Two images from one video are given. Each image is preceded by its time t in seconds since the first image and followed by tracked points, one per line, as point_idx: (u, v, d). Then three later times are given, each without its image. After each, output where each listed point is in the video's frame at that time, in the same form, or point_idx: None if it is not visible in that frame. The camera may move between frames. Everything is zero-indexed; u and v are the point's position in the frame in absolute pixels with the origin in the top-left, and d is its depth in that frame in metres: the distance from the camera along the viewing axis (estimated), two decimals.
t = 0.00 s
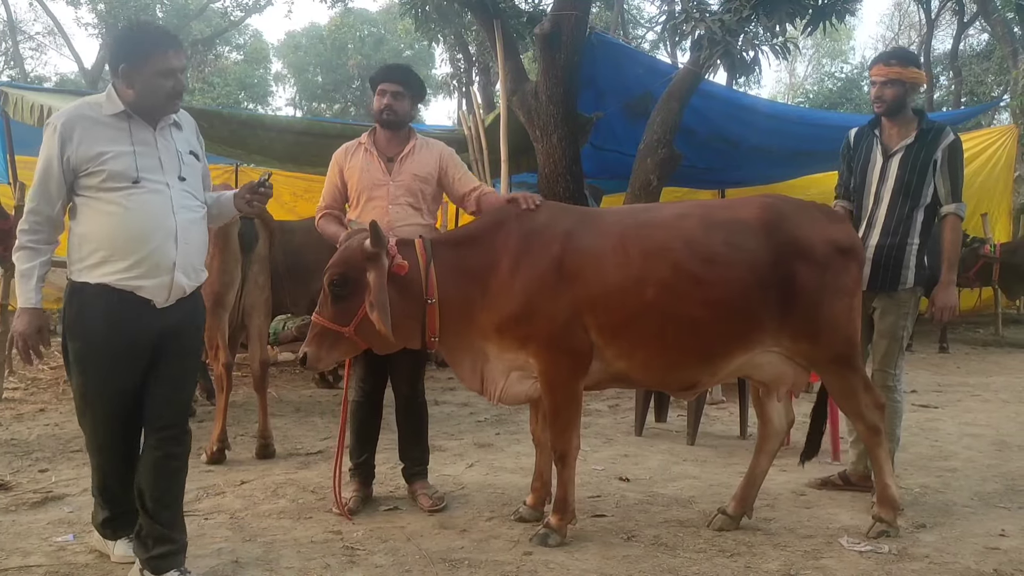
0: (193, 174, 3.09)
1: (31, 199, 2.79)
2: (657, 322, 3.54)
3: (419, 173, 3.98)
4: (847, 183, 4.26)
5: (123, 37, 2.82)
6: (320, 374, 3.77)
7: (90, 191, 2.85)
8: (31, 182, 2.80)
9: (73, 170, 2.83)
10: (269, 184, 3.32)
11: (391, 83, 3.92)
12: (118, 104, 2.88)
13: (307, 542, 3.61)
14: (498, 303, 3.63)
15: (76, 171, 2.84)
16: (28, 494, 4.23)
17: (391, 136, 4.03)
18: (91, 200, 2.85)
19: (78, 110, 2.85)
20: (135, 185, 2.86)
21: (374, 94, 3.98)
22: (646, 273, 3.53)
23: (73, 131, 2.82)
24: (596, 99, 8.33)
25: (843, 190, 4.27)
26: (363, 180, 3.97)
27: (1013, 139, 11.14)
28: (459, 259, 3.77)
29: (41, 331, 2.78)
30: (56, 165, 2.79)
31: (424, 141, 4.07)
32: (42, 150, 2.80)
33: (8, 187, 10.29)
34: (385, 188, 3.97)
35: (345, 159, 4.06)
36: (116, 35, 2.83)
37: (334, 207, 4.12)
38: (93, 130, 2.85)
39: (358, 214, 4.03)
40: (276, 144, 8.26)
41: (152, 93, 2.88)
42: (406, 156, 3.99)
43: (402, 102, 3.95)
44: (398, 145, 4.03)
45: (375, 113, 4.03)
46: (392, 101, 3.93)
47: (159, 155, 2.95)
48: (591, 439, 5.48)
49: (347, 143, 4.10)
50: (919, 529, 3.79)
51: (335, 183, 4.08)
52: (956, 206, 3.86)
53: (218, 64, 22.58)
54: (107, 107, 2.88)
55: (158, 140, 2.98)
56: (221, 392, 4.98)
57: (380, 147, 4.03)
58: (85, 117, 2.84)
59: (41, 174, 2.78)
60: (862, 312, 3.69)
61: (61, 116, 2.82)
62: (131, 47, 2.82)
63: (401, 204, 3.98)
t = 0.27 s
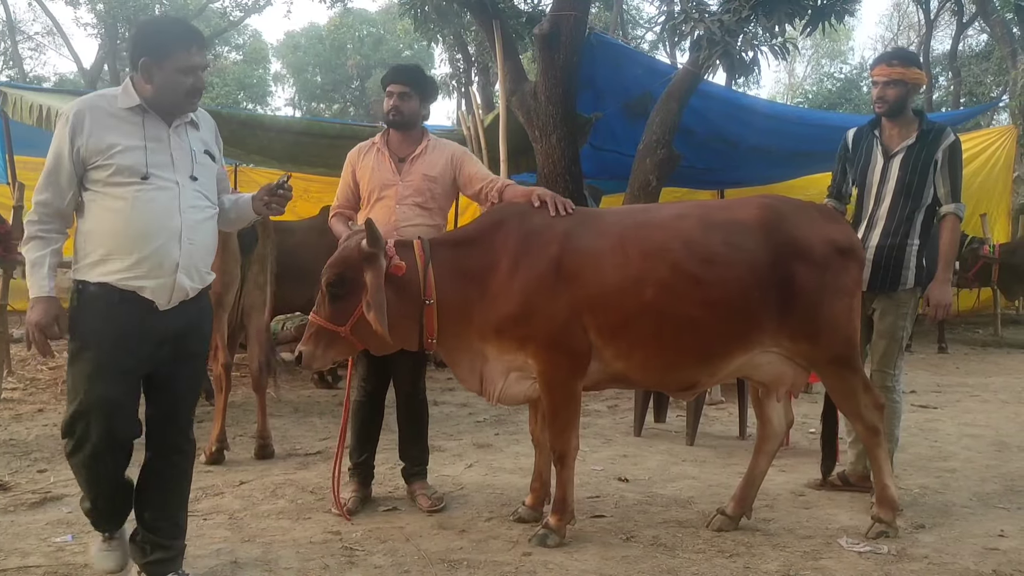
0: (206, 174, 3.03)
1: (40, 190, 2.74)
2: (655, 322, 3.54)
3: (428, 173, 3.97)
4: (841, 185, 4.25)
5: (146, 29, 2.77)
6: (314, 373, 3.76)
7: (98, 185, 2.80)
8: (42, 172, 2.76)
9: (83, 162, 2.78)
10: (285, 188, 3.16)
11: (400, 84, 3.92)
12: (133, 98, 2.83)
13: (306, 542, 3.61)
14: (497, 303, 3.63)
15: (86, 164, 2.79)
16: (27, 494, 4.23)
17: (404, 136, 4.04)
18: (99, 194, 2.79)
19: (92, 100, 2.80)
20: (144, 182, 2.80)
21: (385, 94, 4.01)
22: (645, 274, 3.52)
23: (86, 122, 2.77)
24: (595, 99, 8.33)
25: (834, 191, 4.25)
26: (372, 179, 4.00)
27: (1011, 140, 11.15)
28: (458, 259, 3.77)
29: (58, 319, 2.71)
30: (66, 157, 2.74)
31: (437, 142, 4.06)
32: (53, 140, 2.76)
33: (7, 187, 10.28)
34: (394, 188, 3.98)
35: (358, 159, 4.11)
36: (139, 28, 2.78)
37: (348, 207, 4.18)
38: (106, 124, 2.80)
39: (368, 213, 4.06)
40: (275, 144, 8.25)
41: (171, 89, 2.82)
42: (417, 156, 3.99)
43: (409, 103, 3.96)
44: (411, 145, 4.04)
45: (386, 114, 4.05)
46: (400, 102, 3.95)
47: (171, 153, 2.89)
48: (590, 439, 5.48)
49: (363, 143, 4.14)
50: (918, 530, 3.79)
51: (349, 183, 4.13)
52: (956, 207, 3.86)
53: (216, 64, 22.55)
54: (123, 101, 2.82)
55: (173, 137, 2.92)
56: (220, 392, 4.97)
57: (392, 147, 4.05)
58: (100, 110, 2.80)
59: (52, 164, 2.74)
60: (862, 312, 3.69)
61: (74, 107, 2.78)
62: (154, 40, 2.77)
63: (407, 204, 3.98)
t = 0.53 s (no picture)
0: (207, 173, 3.01)
1: (39, 190, 2.67)
2: (654, 322, 3.54)
3: (441, 174, 3.99)
4: (839, 183, 4.23)
5: (147, 23, 2.73)
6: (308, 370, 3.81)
7: (99, 186, 2.75)
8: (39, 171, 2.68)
9: (83, 162, 2.73)
10: (290, 190, 3.16)
11: (421, 86, 3.92)
12: (134, 96, 2.78)
13: (305, 543, 3.60)
14: (496, 303, 3.63)
15: (86, 164, 2.73)
16: (26, 495, 4.23)
17: (418, 137, 4.05)
18: (100, 195, 2.75)
19: (92, 96, 2.74)
20: (149, 183, 2.77)
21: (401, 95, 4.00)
22: (644, 274, 3.52)
23: (87, 120, 2.71)
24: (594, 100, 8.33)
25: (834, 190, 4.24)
26: (386, 179, 4.02)
27: (1010, 140, 11.15)
28: (456, 259, 3.77)
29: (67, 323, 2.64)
30: (67, 155, 2.68)
31: (450, 142, 4.08)
32: (52, 138, 2.68)
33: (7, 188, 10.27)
34: (406, 188, 4.00)
35: (372, 159, 4.12)
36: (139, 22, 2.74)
37: (360, 206, 4.17)
38: (108, 122, 2.74)
39: (380, 212, 4.08)
40: (275, 144, 8.24)
41: (170, 86, 2.79)
42: (430, 157, 4.01)
43: (425, 104, 3.96)
44: (425, 145, 4.05)
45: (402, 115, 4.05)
46: (414, 103, 3.95)
47: (174, 152, 2.86)
48: (589, 440, 5.48)
49: (376, 142, 4.16)
50: (917, 530, 3.78)
51: (362, 182, 4.14)
52: (956, 208, 3.87)
53: (215, 64, 22.54)
54: (123, 97, 2.78)
55: (174, 135, 2.89)
56: (219, 393, 4.97)
57: (406, 147, 4.06)
58: (101, 107, 2.74)
59: (52, 163, 2.67)
60: (860, 312, 3.69)
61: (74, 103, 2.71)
62: (154, 35, 2.73)
63: (419, 204, 4.00)
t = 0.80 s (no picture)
0: (192, 171, 2.96)
1: (23, 200, 2.51)
2: (654, 323, 3.54)
3: (451, 174, 3.99)
4: (840, 183, 4.22)
5: (133, 19, 2.64)
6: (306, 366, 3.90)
7: (89, 192, 2.63)
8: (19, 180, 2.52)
9: (70, 168, 2.60)
10: (279, 188, 3.22)
11: (431, 87, 3.93)
12: (117, 95, 2.68)
13: (304, 543, 3.60)
14: (495, 304, 3.63)
15: (73, 170, 2.61)
16: (25, 495, 4.22)
17: (430, 137, 4.05)
18: (91, 203, 2.63)
19: (73, 97, 2.61)
20: (146, 186, 2.69)
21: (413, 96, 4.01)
22: (643, 275, 3.52)
23: (72, 123, 2.58)
24: (593, 100, 8.33)
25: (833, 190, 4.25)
26: (396, 178, 4.03)
27: (1010, 140, 11.16)
28: (455, 260, 3.76)
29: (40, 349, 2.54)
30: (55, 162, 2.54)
31: (461, 143, 4.07)
32: (35, 145, 2.53)
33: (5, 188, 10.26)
34: (416, 188, 4.00)
35: (384, 158, 4.13)
36: (124, 16, 2.64)
37: (371, 205, 4.19)
38: (94, 124, 2.63)
39: (389, 212, 4.10)
40: (274, 145, 8.24)
41: (155, 84, 2.70)
42: (441, 157, 4.01)
43: (437, 105, 3.97)
44: (436, 146, 4.06)
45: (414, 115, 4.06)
46: (426, 104, 3.95)
47: (163, 152, 2.80)
48: (589, 440, 5.47)
49: (388, 142, 4.17)
50: (917, 531, 3.79)
51: (373, 181, 4.16)
52: (955, 208, 3.88)
53: (215, 64, 22.54)
54: (106, 96, 2.66)
55: (160, 135, 2.81)
56: (218, 393, 4.96)
57: (416, 148, 4.08)
58: (85, 107, 2.62)
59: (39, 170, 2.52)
60: (859, 313, 3.69)
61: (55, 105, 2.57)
62: (140, 31, 2.64)
63: (428, 204, 4.00)
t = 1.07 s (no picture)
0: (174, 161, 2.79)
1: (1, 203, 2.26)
2: (653, 323, 3.54)
3: (452, 177, 3.99)
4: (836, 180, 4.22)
5: None
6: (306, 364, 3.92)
7: (77, 190, 2.44)
8: None
9: (54, 165, 2.38)
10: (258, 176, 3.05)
11: (434, 88, 3.91)
12: (93, 85, 2.45)
13: (304, 544, 3.60)
14: (495, 305, 3.63)
15: (57, 167, 2.39)
16: (25, 496, 4.22)
17: (433, 138, 4.05)
18: (80, 202, 2.44)
19: (47, 89, 2.38)
20: (137, 182, 2.52)
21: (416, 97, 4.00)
22: (642, 275, 3.52)
23: (50, 116, 2.36)
24: (593, 100, 8.33)
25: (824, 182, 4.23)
26: (399, 178, 4.03)
27: (1008, 140, 11.17)
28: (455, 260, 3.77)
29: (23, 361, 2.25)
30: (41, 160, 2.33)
31: (464, 145, 4.07)
32: (15, 142, 2.28)
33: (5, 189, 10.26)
34: (418, 189, 4.00)
35: (387, 158, 4.12)
36: None
37: (374, 205, 4.19)
38: (74, 118, 2.42)
39: (392, 211, 4.08)
40: (274, 145, 8.23)
41: (132, 72, 2.49)
42: (443, 159, 4.01)
43: (441, 108, 3.95)
44: (439, 147, 4.06)
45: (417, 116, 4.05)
46: (428, 106, 3.94)
47: (147, 143, 2.62)
48: (589, 441, 5.47)
49: (392, 142, 4.16)
50: (917, 531, 3.79)
51: (376, 182, 4.15)
52: (954, 209, 3.89)
53: (215, 65, 22.55)
54: (82, 87, 2.44)
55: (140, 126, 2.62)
56: (218, 394, 4.96)
57: (420, 149, 4.07)
58: (61, 99, 2.40)
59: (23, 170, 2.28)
60: (859, 312, 3.69)
61: (31, 98, 2.35)
62: (115, 13, 2.42)
63: (430, 206, 4.00)
